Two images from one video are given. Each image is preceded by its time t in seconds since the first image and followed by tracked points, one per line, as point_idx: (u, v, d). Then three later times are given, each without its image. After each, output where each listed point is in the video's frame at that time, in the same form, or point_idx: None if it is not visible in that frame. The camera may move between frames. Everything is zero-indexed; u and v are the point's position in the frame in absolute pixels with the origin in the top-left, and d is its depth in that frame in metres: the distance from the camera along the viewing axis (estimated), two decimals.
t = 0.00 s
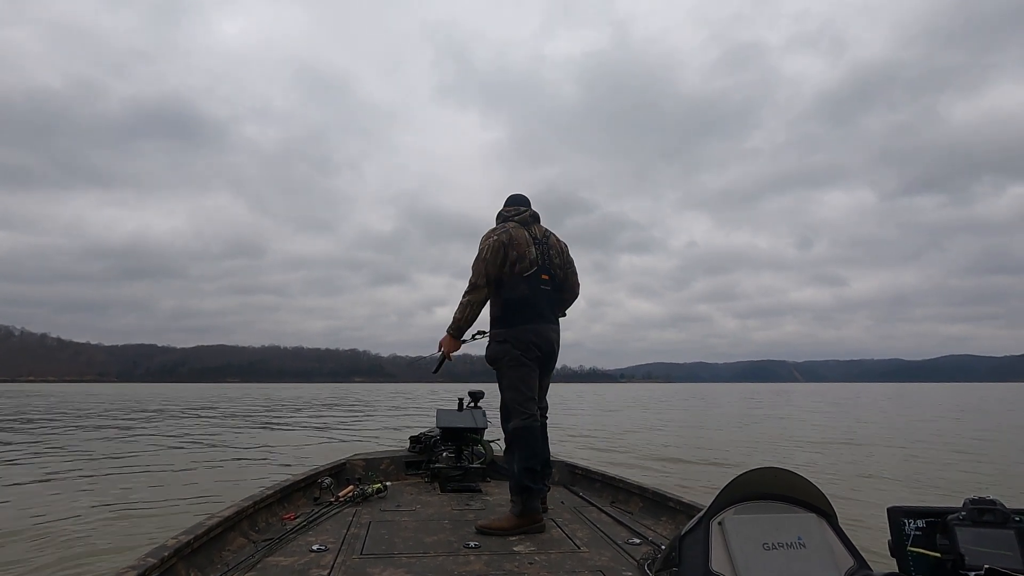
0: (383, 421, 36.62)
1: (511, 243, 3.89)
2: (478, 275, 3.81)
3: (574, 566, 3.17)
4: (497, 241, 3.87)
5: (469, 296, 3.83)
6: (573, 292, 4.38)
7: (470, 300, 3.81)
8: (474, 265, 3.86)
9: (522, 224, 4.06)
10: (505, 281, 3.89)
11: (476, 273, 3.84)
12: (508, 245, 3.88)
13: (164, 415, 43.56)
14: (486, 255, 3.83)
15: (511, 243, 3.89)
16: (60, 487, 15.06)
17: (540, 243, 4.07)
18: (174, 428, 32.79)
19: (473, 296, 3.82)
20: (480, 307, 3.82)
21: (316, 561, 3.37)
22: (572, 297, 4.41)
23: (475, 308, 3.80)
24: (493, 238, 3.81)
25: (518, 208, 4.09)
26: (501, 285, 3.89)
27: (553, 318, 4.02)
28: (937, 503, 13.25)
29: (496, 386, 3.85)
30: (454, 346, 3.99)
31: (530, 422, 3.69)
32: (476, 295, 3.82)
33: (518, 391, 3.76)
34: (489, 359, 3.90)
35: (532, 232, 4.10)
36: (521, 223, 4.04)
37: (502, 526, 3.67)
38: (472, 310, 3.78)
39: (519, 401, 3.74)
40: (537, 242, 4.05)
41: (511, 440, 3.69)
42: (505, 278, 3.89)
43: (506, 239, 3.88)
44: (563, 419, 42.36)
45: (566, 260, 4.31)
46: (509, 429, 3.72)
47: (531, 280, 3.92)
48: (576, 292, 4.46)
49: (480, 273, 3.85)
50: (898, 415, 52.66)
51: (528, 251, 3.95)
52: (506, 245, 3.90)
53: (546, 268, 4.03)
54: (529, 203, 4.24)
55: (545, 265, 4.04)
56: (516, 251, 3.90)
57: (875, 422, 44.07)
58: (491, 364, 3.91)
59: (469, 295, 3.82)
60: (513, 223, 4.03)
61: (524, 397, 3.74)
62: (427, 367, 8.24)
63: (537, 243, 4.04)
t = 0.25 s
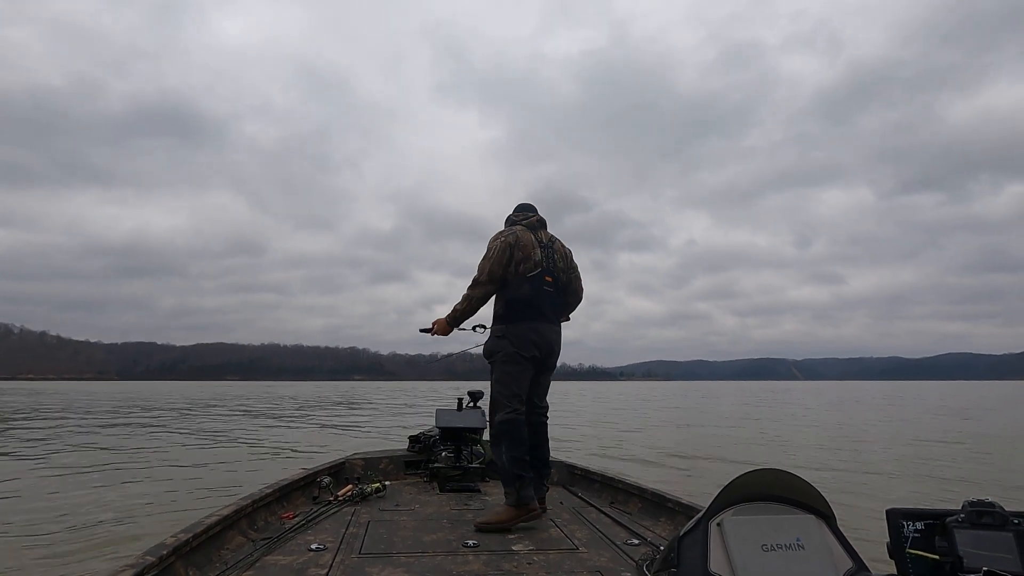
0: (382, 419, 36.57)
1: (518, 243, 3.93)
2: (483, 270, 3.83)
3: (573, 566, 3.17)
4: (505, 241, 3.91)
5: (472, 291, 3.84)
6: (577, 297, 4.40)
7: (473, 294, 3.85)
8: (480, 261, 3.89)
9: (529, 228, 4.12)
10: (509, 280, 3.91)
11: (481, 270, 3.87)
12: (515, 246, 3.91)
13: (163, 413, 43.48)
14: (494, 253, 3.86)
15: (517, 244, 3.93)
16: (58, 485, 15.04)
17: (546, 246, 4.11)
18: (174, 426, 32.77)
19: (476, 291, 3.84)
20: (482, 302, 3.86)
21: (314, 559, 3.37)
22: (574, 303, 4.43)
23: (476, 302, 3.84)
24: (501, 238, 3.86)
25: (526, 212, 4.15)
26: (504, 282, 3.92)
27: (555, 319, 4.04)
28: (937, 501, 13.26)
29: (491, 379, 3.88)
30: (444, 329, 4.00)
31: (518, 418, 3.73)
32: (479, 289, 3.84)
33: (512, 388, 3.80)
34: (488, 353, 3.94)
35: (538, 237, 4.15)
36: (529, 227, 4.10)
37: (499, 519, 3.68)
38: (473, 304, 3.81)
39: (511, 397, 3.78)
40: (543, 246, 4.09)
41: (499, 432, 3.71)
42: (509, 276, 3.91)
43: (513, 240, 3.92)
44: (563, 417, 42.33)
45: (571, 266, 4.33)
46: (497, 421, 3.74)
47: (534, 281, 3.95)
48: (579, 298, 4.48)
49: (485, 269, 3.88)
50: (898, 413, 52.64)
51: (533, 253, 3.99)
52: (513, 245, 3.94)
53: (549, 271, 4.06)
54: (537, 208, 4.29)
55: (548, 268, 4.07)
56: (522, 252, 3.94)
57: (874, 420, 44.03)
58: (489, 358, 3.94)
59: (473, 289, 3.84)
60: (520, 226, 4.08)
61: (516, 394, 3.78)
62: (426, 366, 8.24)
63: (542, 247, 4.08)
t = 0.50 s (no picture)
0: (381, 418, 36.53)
1: (517, 243, 4.01)
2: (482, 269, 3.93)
3: (570, 567, 3.16)
4: (504, 242, 4.00)
5: (471, 289, 3.94)
6: (577, 297, 4.42)
7: (471, 291, 3.95)
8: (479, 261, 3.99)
9: (529, 229, 4.19)
10: (507, 278, 3.98)
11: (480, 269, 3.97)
12: (513, 246, 4.00)
13: (161, 411, 43.38)
14: (493, 253, 3.96)
15: (516, 245, 4.01)
16: (56, 483, 15.01)
17: (545, 246, 4.17)
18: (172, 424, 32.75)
19: (476, 289, 3.94)
20: (480, 299, 3.95)
21: (311, 557, 3.36)
22: (575, 303, 4.45)
23: (474, 299, 3.94)
24: (499, 237, 3.95)
25: (526, 214, 4.23)
26: (503, 281, 3.98)
27: (553, 317, 4.08)
28: (936, 500, 13.25)
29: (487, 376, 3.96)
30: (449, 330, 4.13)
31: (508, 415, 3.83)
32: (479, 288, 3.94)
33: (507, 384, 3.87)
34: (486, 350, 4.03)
35: (538, 237, 4.21)
36: (529, 229, 4.17)
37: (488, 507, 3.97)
38: (471, 301, 3.90)
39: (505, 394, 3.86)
40: (542, 247, 4.16)
41: (489, 428, 3.85)
42: (507, 275, 3.99)
43: (511, 239, 4.00)
44: (562, 416, 42.32)
45: (571, 266, 4.37)
46: (488, 417, 3.87)
47: (533, 280, 4.00)
48: (580, 299, 4.50)
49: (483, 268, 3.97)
50: (897, 412, 52.64)
51: (532, 253, 4.06)
52: (511, 245, 4.03)
53: (548, 270, 4.11)
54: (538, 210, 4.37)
55: (548, 268, 4.12)
56: (519, 252, 4.02)
57: (874, 419, 44.00)
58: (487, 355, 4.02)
59: (473, 287, 3.93)
60: (520, 227, 4.16)
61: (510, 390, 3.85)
62: (425, 365, 8.22)
63: (541, 247, 4.14)
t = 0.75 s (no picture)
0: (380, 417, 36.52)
1: (509, 245, 4.05)
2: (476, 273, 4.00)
3: (569, 567, 3.16)
4: (497, 244, 4.04)
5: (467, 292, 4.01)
6: (573, 295, 4.43)
7: (468, 295, 4.00)
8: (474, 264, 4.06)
9: (522, 230, 4.21)
10: (501, 280, 4.03)
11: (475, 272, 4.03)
12: (506, 248, 4.04)
13: (159, 412, 43.29)
14: (486, 255, 4.01)
15: (508, 247, 4.05)
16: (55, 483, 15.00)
17: (539, 246, 4.19)
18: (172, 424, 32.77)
19: (471, 292, 4.01)
20: (478, 302, 3.99)
21: (310, 557, 3.36)
22: (573, 301, 4.46)
23: (472, 303, 3.99)
24: (491, 239, 3.99)
25: (520, 214, 4.25)
26: (497, 282, 4.04)
27: (548, 316, 4.10)
28: (935, 500, 13.30)
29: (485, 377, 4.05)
30: (455, 342, 4.19)
31: (501, 415, 3.96)
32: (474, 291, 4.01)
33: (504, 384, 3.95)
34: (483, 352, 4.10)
35: (532, 237, 4.22)
36: (523, 230, 4.20)
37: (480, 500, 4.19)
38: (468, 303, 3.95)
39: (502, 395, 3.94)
40: (536, 247, 4.17)
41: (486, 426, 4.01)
42: (501, 277, 4.03)
43: (504, 241, 4.04)
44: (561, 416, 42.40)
45: (566, 264, 4.38)
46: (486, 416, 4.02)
47: (526, 280, 4.03)
48: (578, 295, 4.50)
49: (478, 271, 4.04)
50: (894, 411, 52.85)
51: (525, 253, 4.08)
52: (504, 246, 4.06)
53: (542, 269, 4.13)
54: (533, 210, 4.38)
55: (542, 267, 4.14)
56: (512, 253, 4.05)
57: (872, 418, 44.12)
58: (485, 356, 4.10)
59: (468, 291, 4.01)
60: (514, 229, 4.19)
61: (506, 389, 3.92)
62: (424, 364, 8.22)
63: (535, 247, 4.16)
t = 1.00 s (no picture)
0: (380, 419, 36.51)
1: (497, 249, 4.08)
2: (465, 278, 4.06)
3: (571, 567, 3.16)
4: (485, 247, 4.08)
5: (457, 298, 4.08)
6: (567, 293, 4.43)
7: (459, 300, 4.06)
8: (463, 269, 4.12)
9: (512, 231, 4.22)
10: (491, 284, 4.08)
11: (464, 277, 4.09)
12: (494, 251, 4.07)
13: (159, 413, 43.24)
14: (475, 260, 4.06)
15: (496, 250, 4.08)
16: (55, 485, 15.03)
17: (528, 247, 4.20)
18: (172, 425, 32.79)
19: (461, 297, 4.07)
20: (469, 307, 4.03)
21: (312, 557, 3.36)
22: (567, 299, 4.46)
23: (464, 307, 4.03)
24: (479, 244, 4.02)
25: (510, 215, 4.27)
26: (487, 286, 4.09)
27: (539, 317, 4.12)
28: (933, 500, 13.38)
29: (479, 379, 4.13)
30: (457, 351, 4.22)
31: (496, 415, 4.02)
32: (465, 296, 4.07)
33: (495, 387, 4.02)
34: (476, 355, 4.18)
35: (522, 238, 4.23)
36: (512, 231, 4.21)
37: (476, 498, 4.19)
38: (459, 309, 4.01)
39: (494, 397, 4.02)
40: (525, 248, 4.18)
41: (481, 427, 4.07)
42: (491, 280, 4.08)
43: (492, 245, 4.06)
44: (560, 417, 42.48)
45: (559, 263, 4.37)
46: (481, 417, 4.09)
47: (515, 283, 4.07)
48: (572, 294, 4.49)
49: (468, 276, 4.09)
50: (892, 412, 53.06)
51: (513, 255, 4.11)
52: (493, 250, 4.09)
53: (531, 270, 4.15)
54: (525, 209, 4.36)
55: (532, 269, 4.16)
56: (500, 256, 4.08)
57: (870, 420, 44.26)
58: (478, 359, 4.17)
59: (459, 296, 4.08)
60: (503, 231, 4.21)
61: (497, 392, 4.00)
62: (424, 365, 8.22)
63: (524, 249, 4.17)
